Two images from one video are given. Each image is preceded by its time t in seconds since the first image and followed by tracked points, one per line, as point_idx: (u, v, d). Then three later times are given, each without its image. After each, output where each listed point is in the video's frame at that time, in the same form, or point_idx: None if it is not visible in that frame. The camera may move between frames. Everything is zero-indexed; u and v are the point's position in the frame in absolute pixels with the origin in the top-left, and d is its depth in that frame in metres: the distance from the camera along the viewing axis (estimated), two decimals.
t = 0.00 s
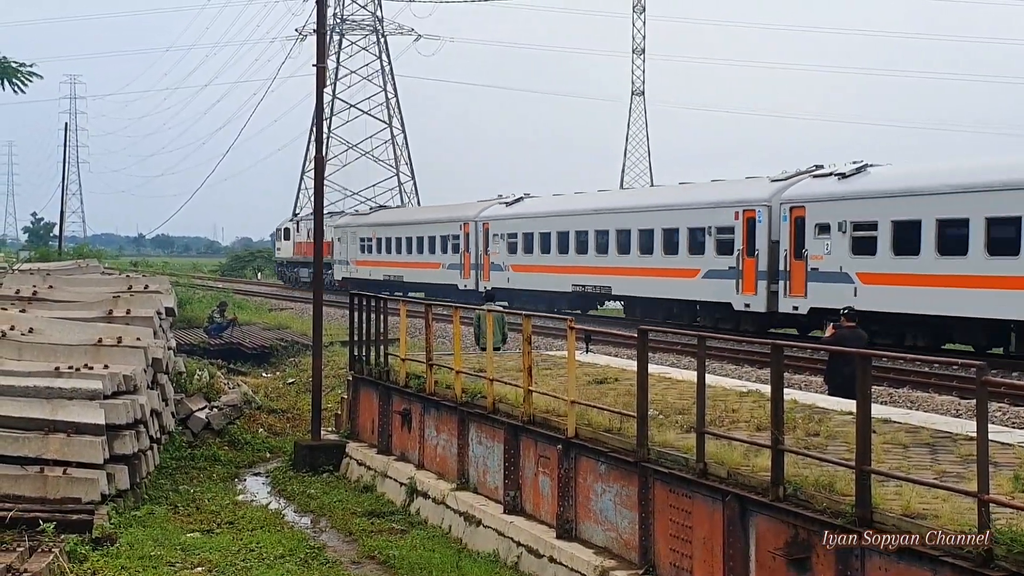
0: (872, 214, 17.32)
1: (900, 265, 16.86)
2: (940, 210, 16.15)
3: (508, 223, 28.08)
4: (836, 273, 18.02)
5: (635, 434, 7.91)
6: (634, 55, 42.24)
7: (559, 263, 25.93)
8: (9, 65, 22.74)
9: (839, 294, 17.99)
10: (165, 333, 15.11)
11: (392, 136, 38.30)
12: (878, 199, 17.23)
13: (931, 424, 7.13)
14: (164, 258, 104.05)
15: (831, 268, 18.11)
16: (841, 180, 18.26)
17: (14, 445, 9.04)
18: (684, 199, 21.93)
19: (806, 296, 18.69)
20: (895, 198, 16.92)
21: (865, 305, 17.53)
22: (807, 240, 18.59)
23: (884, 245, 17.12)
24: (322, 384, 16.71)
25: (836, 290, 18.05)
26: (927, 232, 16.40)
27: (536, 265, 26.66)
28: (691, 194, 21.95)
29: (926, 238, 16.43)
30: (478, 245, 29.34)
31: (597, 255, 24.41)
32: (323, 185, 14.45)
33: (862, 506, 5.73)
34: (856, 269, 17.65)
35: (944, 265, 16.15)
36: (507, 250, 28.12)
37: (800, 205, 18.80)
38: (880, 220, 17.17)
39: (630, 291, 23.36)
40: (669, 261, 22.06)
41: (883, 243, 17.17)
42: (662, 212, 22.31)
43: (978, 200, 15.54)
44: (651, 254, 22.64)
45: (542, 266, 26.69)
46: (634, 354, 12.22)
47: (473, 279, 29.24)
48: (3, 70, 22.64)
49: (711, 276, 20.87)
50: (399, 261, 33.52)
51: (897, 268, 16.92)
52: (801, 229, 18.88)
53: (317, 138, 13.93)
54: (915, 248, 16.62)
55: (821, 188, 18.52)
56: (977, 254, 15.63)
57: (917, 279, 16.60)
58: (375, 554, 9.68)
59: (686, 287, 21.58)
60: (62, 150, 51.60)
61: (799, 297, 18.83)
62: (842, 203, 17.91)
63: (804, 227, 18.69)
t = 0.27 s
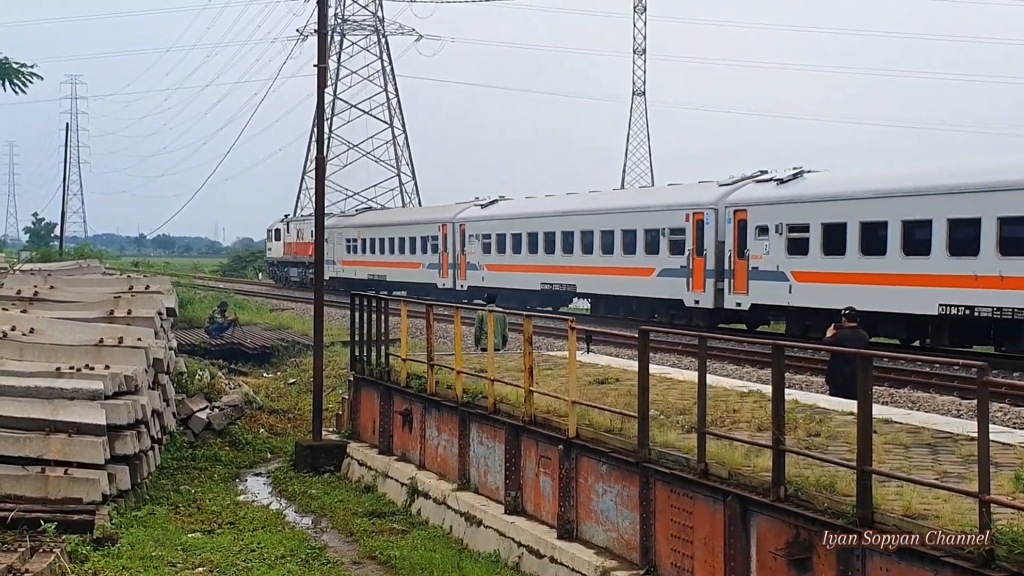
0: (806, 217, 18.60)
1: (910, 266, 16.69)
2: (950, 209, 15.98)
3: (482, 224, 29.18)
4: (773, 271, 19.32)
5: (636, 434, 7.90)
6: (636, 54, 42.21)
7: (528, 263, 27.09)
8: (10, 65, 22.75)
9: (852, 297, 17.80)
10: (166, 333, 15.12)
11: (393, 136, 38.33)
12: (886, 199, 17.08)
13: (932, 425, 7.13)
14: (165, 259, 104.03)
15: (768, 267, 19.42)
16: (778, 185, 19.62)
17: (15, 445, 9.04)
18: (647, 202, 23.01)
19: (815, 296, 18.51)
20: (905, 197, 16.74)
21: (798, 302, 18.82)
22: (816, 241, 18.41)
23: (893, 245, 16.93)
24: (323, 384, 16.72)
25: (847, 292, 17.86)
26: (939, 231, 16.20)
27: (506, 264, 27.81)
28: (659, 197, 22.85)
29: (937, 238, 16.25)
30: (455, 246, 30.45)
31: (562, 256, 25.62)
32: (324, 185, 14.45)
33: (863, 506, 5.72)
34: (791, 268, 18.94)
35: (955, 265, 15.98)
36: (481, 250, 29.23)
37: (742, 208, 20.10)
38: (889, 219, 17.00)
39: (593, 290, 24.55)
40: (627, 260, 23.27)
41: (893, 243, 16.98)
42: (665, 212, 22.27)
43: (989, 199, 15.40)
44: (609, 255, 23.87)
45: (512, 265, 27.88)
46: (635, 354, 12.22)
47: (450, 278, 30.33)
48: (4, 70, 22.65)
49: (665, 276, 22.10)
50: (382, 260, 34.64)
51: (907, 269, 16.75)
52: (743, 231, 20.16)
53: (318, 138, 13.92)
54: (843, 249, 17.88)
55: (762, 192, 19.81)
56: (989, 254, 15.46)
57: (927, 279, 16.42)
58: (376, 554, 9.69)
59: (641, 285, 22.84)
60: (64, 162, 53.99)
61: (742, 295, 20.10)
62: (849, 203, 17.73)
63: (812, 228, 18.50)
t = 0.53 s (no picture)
0: (748, 220, 20.36)
1: (919, 265, 16.97)
2: (960, 208, 16.27)
3: (460, 225, 30.67)
4: (718, 269, 21.08)
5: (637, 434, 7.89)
6: (636, 54, 42.20)
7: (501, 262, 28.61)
8: (10, 65, 22.75)
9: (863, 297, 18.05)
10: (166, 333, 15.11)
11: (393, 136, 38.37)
12: (894, 199, 17.33)
13: (933, 424, 7.12)
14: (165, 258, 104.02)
15: (715, 266, 21.15)
16: (725, 191, 21.44)
17: (15, 445, 9.04)
18: (617, 204, 24.49)
19: (827, 295, 18.71)
20: (914, 197, 16.98)
21: (740, 297, 20.57)
22: (826, 241, 18.63)
23: (903, 245, 17.18)
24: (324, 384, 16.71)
25: (857, 291, 18.14)
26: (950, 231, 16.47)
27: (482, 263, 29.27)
28: (627, 200, 24.25)
29: (947, 238, 16.52)
30: (433, 245, 31.86)
31: (532, 255, 27.27)
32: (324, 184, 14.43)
33: (863, 505, 5.72)
34: (734, 267, 20.67)
35: (965, 265, 16.28)
36: (458, 249, 30.72)
37: (692, 212, 21.89)
38: (899, 219, 17.24)
39: (561, 288, 26.17)
40: (591, 260, 24.95)
41: (902, 243, 17.24)
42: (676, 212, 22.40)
43: (998, 199, 15.68)
44: (575, 255, 25.57)
45: (487, 264, 29.37)
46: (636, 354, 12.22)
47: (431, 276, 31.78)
48: (4, 70, 22.66)
49: (624, 274, 23.83)
50: (368, 260, 36.15)
51: (917, 268, 17.03)
52: (693, 232, 21.91)
53: (318, 137, 13.91)
54: (780, 249, 19.62)
55: (710, 197, 21.62)
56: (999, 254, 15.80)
57: (937, 279, 16.72)
58: (376, 554, 9.69)
59: (603, 283, 24.51)
60: (64, 164, 55.69)
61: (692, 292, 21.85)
62: (859, 203, 17.98)
63: (822, 228, 18.72)
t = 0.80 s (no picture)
0: (697, 220, 21.67)
1: (928, 265, 16.92)
2: (969, 207, 16.18)
3: (438, 224, 31.98)
4: (670, 267, 22.37)
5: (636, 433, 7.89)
6: (636, 54, 42.19)
7: (474, 260, 29.96)
8: (10, 64, 22.75)
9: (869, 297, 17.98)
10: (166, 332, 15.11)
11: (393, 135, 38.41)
12: (903, 198, 17.24)
13: (932, 423, 7.12)
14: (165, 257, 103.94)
15: (666, 264, 22.44)
16: (677, 193, 22.76)
17: (15, 443, 9.04)
18: (586, 205, 25.67)
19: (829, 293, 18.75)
20: (923, 197, 16.91)
21: (688, 293, 21.86)
22: (833, 240, 18.50)
23: (912, 244, 17.12)
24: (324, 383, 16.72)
25: (853, 289, 18.27)
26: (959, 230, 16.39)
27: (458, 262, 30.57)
28: (597, 201, 25.44)
29: (956, 238, 16.45)
30: (413, 244, 33.12)
31: (503, 255, 28.62)
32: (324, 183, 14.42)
33: (863, 505, 5.71)
34: (684, 265, 21.97)
35: (974, 264, 16.22)
36: (436, 248, 31.98)
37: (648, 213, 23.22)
38: (908, 218, 17.17)
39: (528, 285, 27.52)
40: (556, 259, 26.32)
41: (911, 243, 17.17)
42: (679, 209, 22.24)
43: (1006, 198, 15.59)
44: (541, 254, 26.92)
45: (462, 263, 30.72)
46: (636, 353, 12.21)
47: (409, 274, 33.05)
48: (4, 69, 22.65)
49: (586, 272, 25.17)
50: (352, 258, 37.42)
51: (925, 268, 16.98)
52: (648, 233, 23.23)
53: (319, 136, 13.90)
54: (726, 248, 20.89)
55: (664, 199, 22.94)
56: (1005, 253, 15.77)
57: (946, 279, 16.67)
58: (376, 553, 9.69)
59: (568, 281, 25.82)
60: (65, 160, 54.87)
61: (645, 288, 23.15)
62: (868, 202, 17.88)
63: (829, 226, 18.60)
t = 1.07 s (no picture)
0: (651, 222, 23.14)
1: (936, 264, 16.98)
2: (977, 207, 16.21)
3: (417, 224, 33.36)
4: (626, 265, 23.84)
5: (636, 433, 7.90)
6: (635, 54, 42.19)
7: (450, 259, 31.37)
8: (9, 64, 22.74)
9: (878, 296, 18.07)
10: (165, 332, 15.11)
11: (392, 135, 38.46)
12: (909, 197, 17.26)
13: (932, 423, 7.13)
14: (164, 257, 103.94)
15: (623, 263, 23.91)
16: (634, 197, 24.28)
17: (15, 443, 9.04)
18: (557, 206, 26.94)
19: (834, 291, 18.83)
20: (929, 196, 16.91)
21: (641, 290, 23.31)
22: (840, 239, 18.55)
23: (920, 244, 17.18)
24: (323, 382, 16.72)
25: (848, 289, 18.55)
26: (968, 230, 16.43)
27: (436, 261, 31.93)
28: (596, 201, 25.47)
29: (964, 238, 16.50)
30: (394, 244, 34.42)
31: (477, 254, 30.02)
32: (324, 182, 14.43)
33: (862, 504, 5.71)
34: (639, 264, 23.44)
35: (982, 264, 16.29)
36: (415, 248, 33.35)
37: (608, 214, 24.73)
38: (915, 218, 17.19)
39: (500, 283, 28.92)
40: (524, 257, 27.81)
41: (919, 243, 17.23)
42: (680, 209, 22.26)
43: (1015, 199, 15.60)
44: (511, 253, 28.31)
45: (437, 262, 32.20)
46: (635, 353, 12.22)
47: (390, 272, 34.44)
48: (3, 69, 22.65)
49: (552, 270, 26.59)
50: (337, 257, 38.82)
51: (933, 267, 17.05)
52: (608, 233, 24.71)
53: (319, 136, 13.90)
54: (676, 247, 22.33)
55: (622, 202, 24.42)
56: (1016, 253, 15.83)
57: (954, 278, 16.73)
58: (376, 552, 9.69)
59: (535, 278, 27.31)
60: (64, 148, 54.00)
61: (605, 285, 24.59)
62: (874, 202, 17.93)
63: (835, 225, 18.65)
